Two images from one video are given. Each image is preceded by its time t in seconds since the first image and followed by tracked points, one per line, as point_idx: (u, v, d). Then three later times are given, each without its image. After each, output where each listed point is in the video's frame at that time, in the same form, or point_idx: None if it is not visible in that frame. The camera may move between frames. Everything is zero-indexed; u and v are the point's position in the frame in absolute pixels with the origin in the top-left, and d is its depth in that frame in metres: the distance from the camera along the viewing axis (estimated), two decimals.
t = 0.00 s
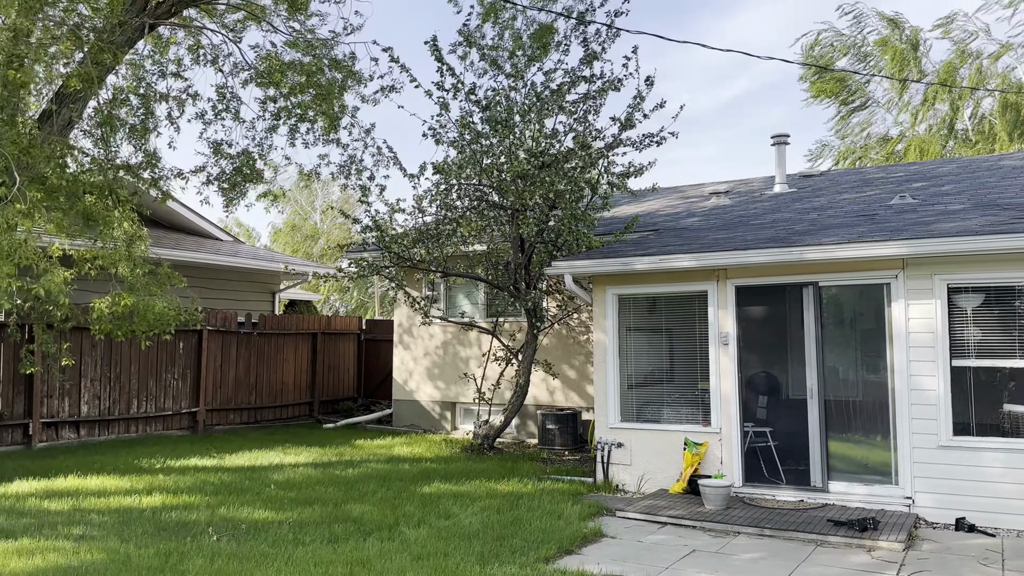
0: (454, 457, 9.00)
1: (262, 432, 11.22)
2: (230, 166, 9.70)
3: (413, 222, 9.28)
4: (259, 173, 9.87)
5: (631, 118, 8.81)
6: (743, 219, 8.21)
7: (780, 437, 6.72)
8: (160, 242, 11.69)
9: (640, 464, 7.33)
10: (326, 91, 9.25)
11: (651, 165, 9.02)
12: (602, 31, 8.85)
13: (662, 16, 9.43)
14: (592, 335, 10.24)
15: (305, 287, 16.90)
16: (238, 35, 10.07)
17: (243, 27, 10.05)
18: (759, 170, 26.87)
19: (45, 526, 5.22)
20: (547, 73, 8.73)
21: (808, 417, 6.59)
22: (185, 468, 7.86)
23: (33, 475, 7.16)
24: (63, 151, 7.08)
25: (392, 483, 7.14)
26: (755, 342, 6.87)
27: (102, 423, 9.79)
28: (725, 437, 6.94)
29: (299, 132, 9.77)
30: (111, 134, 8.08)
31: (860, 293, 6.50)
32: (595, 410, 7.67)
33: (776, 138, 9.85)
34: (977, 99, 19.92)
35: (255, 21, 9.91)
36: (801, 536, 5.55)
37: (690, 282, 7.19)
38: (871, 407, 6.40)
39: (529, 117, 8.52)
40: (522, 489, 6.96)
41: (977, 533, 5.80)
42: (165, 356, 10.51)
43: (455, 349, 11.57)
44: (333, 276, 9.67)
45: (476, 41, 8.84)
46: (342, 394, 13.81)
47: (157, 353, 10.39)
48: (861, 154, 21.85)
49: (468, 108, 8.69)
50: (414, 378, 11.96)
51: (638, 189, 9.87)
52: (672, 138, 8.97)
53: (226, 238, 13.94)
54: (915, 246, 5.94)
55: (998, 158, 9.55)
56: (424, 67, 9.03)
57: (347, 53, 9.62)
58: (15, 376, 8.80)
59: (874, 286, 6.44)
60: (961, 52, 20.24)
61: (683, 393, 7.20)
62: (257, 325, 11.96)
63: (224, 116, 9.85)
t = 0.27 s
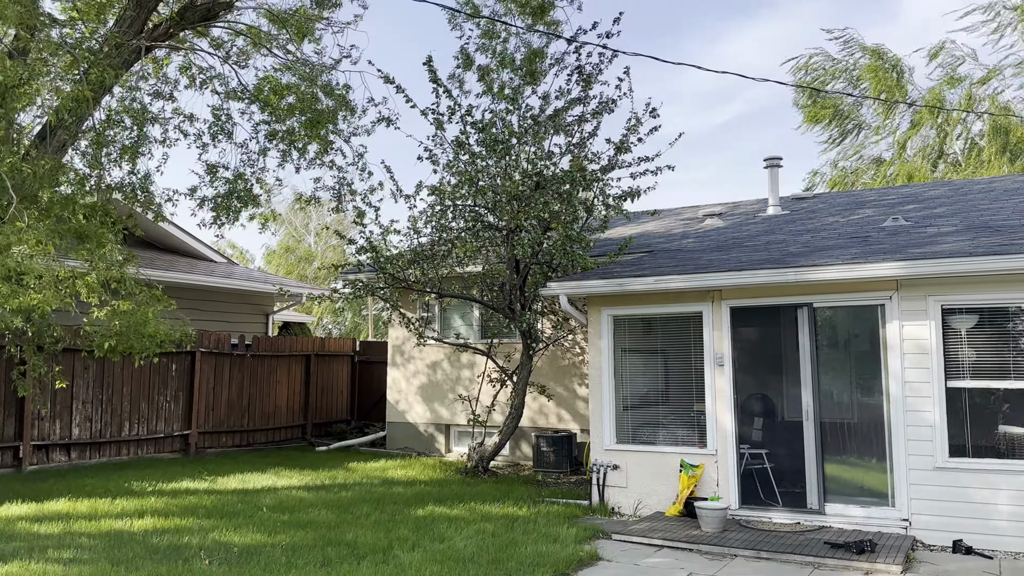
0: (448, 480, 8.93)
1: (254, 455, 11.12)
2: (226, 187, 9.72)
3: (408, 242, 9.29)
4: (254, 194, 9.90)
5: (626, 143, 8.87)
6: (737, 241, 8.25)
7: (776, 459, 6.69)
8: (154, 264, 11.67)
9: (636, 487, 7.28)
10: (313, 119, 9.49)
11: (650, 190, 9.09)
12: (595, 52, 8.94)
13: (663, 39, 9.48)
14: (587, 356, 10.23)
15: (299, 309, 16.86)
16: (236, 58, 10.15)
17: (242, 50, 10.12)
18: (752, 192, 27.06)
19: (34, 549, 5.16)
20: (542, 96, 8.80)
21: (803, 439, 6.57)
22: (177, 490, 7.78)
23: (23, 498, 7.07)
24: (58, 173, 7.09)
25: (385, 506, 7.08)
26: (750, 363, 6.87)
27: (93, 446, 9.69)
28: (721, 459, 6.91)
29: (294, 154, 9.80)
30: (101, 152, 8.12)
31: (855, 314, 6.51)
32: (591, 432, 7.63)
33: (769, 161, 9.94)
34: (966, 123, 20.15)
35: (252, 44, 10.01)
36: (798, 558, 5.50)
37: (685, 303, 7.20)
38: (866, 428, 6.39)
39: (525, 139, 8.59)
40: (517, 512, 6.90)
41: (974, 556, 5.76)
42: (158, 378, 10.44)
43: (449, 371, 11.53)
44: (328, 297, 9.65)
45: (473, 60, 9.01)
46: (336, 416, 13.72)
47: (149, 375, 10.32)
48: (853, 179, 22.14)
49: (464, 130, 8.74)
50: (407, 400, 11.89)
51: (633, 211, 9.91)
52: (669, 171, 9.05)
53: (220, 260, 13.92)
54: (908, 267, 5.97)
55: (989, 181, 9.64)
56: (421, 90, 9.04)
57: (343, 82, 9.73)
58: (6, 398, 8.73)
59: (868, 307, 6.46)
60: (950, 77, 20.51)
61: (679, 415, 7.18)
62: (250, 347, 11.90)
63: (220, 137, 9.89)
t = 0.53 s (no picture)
0: (450, 498, 8.88)
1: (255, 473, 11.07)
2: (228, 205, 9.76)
3: (410, 259, 9.30)
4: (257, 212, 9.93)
5: (627, 162, 8.92)
6: (739, 258, 8.26)
7: (780, 477, 6.66)
8: (156, 280, 11.69)
9: (639, 505, 7.23)
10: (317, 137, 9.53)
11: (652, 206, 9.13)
12: (594, 72, 9.03)
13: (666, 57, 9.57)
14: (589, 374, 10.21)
15: (300, 326, 16.86)
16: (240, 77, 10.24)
17: (247, 69, 10.22)
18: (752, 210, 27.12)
19: (35, 567, 5.13)
20: (544, 113, 8.86)
21: (807, 456, 6.54)
22: (178, 509, 7.74)
23: (24, 517, 7.05)
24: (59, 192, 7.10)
25: (387, 525, 7.03)
26: (753, 381, 6.85)
27: (94, 464, 9.65)
28: (725, 477, 6.87)
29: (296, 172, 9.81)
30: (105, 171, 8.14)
31: (857, 331, 6.51)
32: (594, 450, 7.59)
33: (769, 179, 9.98)
34: (965, 141, 20.24)
35: (260, 64, 10.16)
36: None
37: (687, 320, 7.20)
38: (870, 446, 6.37)
39: (527, 157, 8.66)
40: (520, 531, 6.85)
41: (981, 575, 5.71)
42: (159, 396, 10.42)
43: (451, 388, 11.50)
44: (329, 314, 9.65)
45: (477, 76, 9.10)
46: (337, 434, 13.67)
47: (151, 393, 10.31)
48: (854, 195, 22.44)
49: (466, 148, 8.79)
50: (409, 418, 11.85)
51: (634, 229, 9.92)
52: (669, 181, 9.09)
53: (222, 278, 13.94)
54: (911, 284, 5.97)
55: (989, 197, 9.67)
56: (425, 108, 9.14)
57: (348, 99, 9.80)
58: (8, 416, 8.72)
59: (871, 324, 6.46)
60: (948, 96, 20.62)
61: (682, 432, 7.15)
62: (252, 364, 11.89)
63: (223, 155, 9.95)
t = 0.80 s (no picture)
0: (458, 510, 8.86)
1: (263, 486, 11.07)
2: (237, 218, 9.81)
3: (419, 271, 9.32)
4: (266, 225, 9.98)
5: (633, 171, 8.92)
6: (747, 269, 8.25)
7: (790, 489, 6.62)
8: (165, 293, 11.75)
9: (648, 518, 7.20)
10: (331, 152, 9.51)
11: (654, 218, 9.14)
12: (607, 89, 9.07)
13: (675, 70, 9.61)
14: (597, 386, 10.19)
15: (308, 338, 16.87)
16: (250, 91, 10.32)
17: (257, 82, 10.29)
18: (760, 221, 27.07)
19: None
20: (552, 126, 8.90)
21: (818, 469, 6.50)
22: (186, 521, 7.75)
23: (33, 529, 7.06)
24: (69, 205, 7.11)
25: (395, 537, 7.01)
26: (763, 392, 6.83)
27: (102, 476, 9.66)
28: (735, 489, 6.83)
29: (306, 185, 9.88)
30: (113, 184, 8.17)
31: (866, 343, 6.48)
32: (602, 462, 7.57)
33: (777, 191, 9.99)
34: (973, 152, 20.20)
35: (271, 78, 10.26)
36: None
37: (696, 331, 7.19)
38: (880, 458, 6.31)
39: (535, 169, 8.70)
40: (528, 543, 6.83)
41: None
42: (168, 408, 10.45)
43: (458, 400, 11.49)
44: (337, 327, 9.67)
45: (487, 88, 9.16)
46: (344, 447, 13.66)
47: (159, 405, 10.33)
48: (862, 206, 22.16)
49: (473, 161, 8.84)
50: (417, 430, 11.83)
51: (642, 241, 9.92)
52: (672, 194, 9.07)
53: (231, 290, 13.99)
54: (920, 295, 5.96)
55: (999, 209, 9.64)
56: (428, 124, 9.25)
57: (362, 110, 9.87)
58: (18, 428, 8.75)
59: (880, 335, 6.43)
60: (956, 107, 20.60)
61: (691, 444, 7.12)
62: (260, 376, 11.92)
63: (232, 168, 10.01)
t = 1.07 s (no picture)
0: (471, 517, 8.85)
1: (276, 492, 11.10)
2: (250, 227, 9.88)
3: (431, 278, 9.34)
4: (279, 233, 10.05)
5: (646, 181, 8.90)
6: (760, 275, 8.22)
7: (804, 495, 6.57)
8: (179, 300, 11.84)
9: (662, 524, 7.16)
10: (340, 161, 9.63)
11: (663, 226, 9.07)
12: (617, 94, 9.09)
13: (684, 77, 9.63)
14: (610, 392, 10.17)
15: (320, 345, 16.93)
16: (264, 100, 10.40)
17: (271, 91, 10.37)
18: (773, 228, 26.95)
19: None
20: (564, 132, 8.92)
21: (833, 475, 6.46)
22: (200, 527, 7.78)
23: (48, 534, 7.10)
24: (79, 212, 7.28)
25: (408, 544, 7.01)
26: (777, 398, 6.80)
27: (117, 483, 9.73)
28: (749, 496, 6.79)
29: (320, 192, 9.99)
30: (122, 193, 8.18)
31: (881, 348, 6.44)
32: (615, 469, 7.54)
33: (790, 197, 9.96)
34: (988, 157, 20.05)
35: (285, 87, 10.35)
36: None
37: (709, 337, 7.17)
38: (895, 465, 6.26)
39: (546, 175, 8.72)
40: (542, 550, 6.81)
41: None
42: (182, 415, 10.50)
43: (471, 407, 11.50)
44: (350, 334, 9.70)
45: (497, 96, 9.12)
46: (356, 454, 13.69)
47: (174, 412, 10.39)
48: (878, 209, 22.32)
49: (486, 167, 8.86)
50: (428, 437, 11.85)
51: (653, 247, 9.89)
52: (684, 202, 9.07)
53: (244, 297, 14.07)
54: (935, 300, 5.92)
55: (1013, 213, 9.58)
56: (439, 128, 9.25)
57: (375, 117, 9.94)
58: (35, 434, 8.81)
59: (895, 340, 6.39)
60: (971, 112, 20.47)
61: (705, 451, 7.09)
62: (274, 383, 11.97)
63: (246, 177, 10.09)
